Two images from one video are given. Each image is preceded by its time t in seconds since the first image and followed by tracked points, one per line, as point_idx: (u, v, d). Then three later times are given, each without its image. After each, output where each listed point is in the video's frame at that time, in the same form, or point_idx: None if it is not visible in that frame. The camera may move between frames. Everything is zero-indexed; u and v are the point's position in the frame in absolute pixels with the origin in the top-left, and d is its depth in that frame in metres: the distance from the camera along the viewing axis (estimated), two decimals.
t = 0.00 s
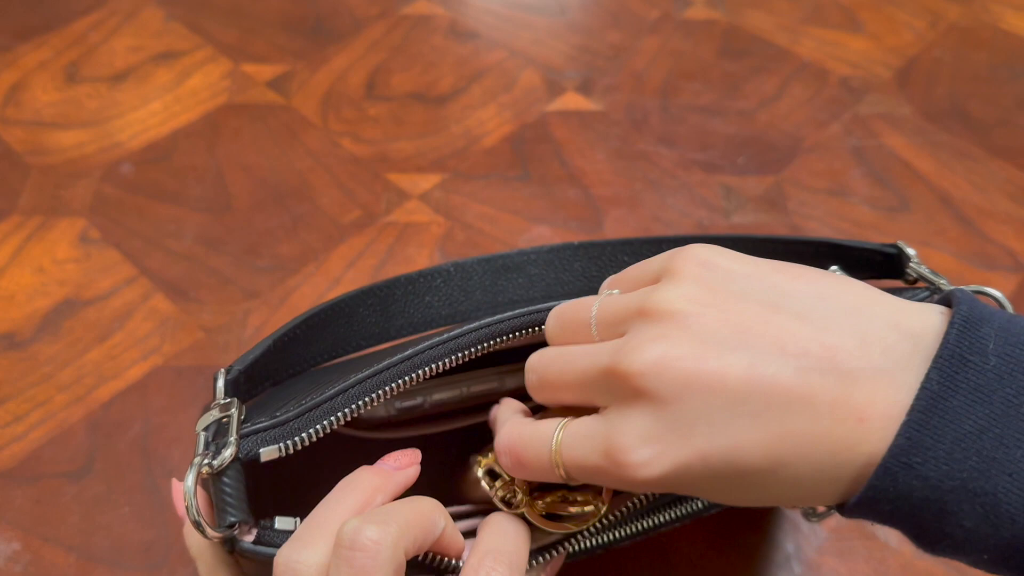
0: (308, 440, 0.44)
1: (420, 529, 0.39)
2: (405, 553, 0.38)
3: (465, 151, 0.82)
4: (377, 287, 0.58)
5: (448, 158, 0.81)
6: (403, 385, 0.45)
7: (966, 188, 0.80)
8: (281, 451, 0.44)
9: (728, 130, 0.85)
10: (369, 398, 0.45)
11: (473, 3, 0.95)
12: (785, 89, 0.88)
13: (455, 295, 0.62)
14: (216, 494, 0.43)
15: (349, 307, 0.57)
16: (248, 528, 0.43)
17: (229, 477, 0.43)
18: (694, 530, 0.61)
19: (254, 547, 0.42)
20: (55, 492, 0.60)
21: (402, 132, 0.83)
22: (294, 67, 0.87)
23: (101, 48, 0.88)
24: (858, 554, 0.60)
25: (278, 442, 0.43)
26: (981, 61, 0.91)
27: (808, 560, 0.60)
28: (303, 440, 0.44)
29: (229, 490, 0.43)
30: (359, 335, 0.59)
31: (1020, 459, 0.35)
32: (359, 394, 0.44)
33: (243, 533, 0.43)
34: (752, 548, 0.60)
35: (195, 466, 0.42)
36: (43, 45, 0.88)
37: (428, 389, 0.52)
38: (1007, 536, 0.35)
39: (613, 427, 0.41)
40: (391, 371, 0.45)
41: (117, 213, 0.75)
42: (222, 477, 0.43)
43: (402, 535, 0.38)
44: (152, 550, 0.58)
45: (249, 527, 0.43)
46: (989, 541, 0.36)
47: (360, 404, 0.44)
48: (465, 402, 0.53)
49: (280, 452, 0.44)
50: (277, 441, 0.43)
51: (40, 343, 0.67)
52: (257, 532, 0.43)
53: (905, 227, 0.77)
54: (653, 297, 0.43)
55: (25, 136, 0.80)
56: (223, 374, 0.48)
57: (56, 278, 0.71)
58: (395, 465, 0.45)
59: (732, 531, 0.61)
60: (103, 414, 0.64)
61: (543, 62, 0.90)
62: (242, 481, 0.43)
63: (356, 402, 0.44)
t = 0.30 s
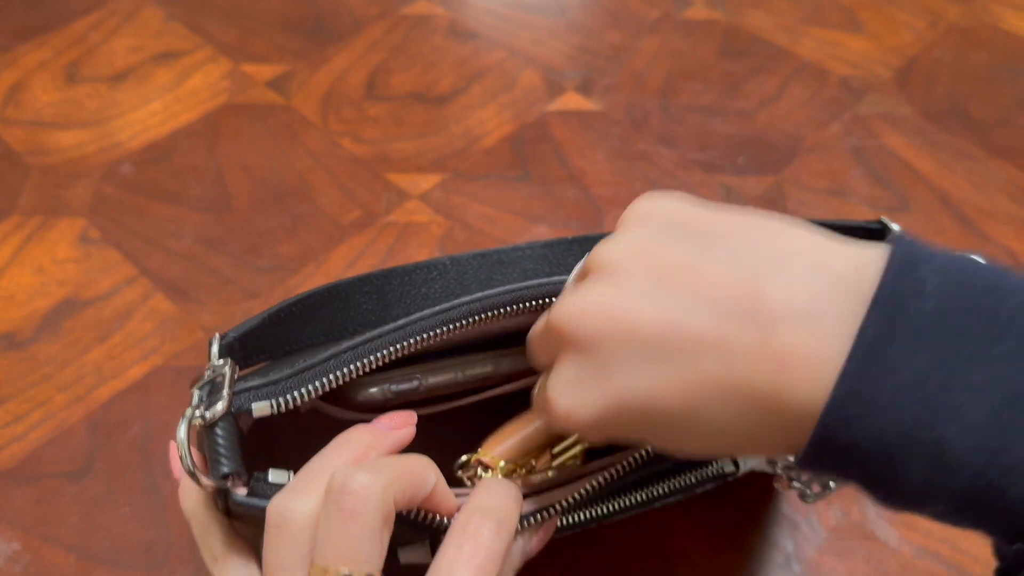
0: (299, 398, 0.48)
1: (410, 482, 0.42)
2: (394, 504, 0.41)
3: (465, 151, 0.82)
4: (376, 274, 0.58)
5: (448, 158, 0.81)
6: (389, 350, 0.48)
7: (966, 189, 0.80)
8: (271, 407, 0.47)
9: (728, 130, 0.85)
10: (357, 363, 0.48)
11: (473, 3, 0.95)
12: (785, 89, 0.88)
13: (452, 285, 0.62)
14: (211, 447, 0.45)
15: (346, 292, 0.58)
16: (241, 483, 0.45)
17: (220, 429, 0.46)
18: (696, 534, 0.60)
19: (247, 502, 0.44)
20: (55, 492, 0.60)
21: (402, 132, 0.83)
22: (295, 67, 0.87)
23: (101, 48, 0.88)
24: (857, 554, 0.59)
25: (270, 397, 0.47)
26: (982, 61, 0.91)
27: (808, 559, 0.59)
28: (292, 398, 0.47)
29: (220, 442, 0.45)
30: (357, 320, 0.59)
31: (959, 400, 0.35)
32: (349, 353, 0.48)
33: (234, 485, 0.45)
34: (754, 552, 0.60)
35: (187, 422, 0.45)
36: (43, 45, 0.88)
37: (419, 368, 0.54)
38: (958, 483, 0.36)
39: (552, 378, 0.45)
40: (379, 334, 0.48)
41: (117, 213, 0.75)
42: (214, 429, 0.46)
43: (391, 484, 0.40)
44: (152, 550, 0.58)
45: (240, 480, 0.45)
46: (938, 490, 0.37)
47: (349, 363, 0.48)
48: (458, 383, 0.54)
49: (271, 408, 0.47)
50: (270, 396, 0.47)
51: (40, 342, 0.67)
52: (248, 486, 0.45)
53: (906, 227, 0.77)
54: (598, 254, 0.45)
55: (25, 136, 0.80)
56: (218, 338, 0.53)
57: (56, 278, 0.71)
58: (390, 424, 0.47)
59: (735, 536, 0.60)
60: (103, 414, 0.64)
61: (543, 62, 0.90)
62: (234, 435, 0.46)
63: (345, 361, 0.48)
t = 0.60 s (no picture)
0: (285, 262, 0.42)
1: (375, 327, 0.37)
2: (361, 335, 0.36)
3: (466, 151, 0.82)
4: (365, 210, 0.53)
5: (448, 158, 0.81)
6: (373, 239, 0.44)
7: (965, 189, 0.80)
8: (255, 265, 0.42)
9: (728, 131, 0.85)
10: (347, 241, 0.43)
11: (473, 3, 0.95)
12: (785, 89, 0.89)
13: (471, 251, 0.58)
14: (197, 282, 0.41)
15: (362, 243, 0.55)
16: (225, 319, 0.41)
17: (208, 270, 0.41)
18: (695, 530, 0.60)
19: (229, 332, 0.40)
20: (56, 493, 0.60)
21: (403, 132, 0.83)
22: (295, 67, 0.87)
23: (101, 48, 0.88)
24: (857, 554, 0.59)
25: (258, 255, 0.42)
26: (981, 61, 0.91)
27: (807, 559, 0.59)
28: (279, 260, 0.42)
29: (211, 277, 0.41)
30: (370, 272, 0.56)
31: None
32: (334, 233, 0.43)
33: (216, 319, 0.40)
34: (754, 549, 0.59)
35: (178, 253, 0.42)
36: (43, 45, 0.88)
37: (404, 304, 0.48)
38: None
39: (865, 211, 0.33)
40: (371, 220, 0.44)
41: (117, 213, 0.75)
42: (202, 271, 0.41)
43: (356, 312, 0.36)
44: (154, 549, 0.58)
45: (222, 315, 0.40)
46: None
47: (335, 242, 0.43)
48: (435, 318, 0.48)
49: (257, 267, 0.42)
50: (258, 254, 0.42)
51: (40, 343, 0.67)
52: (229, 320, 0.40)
53: (906, 227, 0.77)
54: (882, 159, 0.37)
55: (25, 136, 0.80)
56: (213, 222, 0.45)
57: (57, 278, 0.71)
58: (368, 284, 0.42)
59: (733, 532, 0.60)
60: (103, 415, 0.64)
61: (543, 62, 0.90)
62: (223, 279, 0.41)
63: (335, 239, 0.43)
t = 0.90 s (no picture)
0: (288, 205, 0.44)
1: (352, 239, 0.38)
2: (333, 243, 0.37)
3: (466, 151, 0.82)
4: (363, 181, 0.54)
5: (448, 158, 0.82)
6: (366, 202, 0.45)
7: (965, 189, 0.80)
8: (257, 202, 0.43)
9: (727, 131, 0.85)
10: (341, 199, 0.45)
11: (473, 4, 0.96)
12: (784, 89, 0.89)
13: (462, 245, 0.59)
14: (195, 204, 0.41)
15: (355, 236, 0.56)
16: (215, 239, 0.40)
17: (208, 195, 0.41)
18: (696, 531, 0.60)
19: (218, 249, 0.39)
20: (56, 492, 0.60)
21: (403, 132, 0.83)
22: (295, 67, 0.88)
23: (102, 49, 0.89)
24: (856, 553, 0.59)
25: (258, 193, 0.43)
26: (981, 62, 0.91)
27: (806, 558, 0.58)
28: (281, 202, 0.44)
29: (208, 201, 0.41)
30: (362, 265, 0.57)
31: None
32: (329, 193, 0.45)
33: (209, 238, 0.40)
34: (752, 547, 0.59)
35: (177, 177, 0.41)
36: (44, 46, 0.88)
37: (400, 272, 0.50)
38: None
39: None
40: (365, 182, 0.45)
41: (117, 213, 0.76)
42: (201, 196, 0.41)
43: (330, 220, 0.37)
44: (154, 549, 0.58)
45: (215, 234, 0.40)
46: None
47: (330, 199, 0.44)
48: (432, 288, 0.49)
49: (257, 204, 0.43)
50: (258, 192, 0.43)
51: (41, 343, 0.68)
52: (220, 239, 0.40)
53: (905, 228, 0.78)
54: None
55: (26, 136, 0.81)
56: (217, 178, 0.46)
57: (58, 278, 0.71)
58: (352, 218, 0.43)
59: (731, 530, 0.60)
60: (105, 414, 0.64)
61: (543, 62, 0.90)
62: (221, 205, 0.42)
63: (329, 194, 0.44)
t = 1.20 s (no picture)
0: (287, 210, 0.44)
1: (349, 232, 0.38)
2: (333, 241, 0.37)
3: (466, 151, 0.82)
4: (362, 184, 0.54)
5: (448, 158, 0.82)
6: (369, 204, 0.45)
7: (965, 189, 0.80)
8: (258, 208, 0.43)
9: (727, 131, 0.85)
10: (340, 201, 0.44)
11: (473, 4, 0.96)
12: (784, 89, 0.89)
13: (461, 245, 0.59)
14: (194, 209, 0.41)
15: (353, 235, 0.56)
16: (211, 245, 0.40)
17: (207, 200, 0.41)
18: (696, 531, 0.60)
19: (213, 254, 0.39)
20: (56, 492, 0.60)
21: (403, 132, 0.83)
22: (295, 67, 0.88)
23: (103, 49, 0.89)
24: (856, 553, 0.58)
25: (259, 199, 0.43)
26: (980, 61, 0.92)
27: (806, 558, 0.58)
28: (281, 208, 0.44)
29: (206, 205, 0.41)
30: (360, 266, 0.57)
31: None
32: (328, 197, 0.45)
33: (204, 244, 0.40)
34: (753, 547, 0.59)
35: (176, 181, 0.41)
36: (44, 46, 0.88)
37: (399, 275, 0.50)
38: None
39: None
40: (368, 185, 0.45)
41: (118, 213, 0.76)
42: (200, 201, 0.41)
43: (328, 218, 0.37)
44: (154, 549, 0.58)
45: (210, 240, 0.40)
46: None
47: (332, 204, 0.44)
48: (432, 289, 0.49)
49: (257, 210, 0.43)
50: (258, 198, 0.43)
51: (41, 343, 0.68)
52: (215, 245, 0.40)
53: (905, 228, 0.78)
54: None
55: (26, 136, 0.81)
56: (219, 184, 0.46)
57: (58, 278, 0.71)
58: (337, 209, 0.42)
59: (731, 530, 0.60)
60: (105, 414, 0.64)
61: (543, 62, 0.90)
62: (220, 211, 0.42)
63: (330, 198, 0.44)
